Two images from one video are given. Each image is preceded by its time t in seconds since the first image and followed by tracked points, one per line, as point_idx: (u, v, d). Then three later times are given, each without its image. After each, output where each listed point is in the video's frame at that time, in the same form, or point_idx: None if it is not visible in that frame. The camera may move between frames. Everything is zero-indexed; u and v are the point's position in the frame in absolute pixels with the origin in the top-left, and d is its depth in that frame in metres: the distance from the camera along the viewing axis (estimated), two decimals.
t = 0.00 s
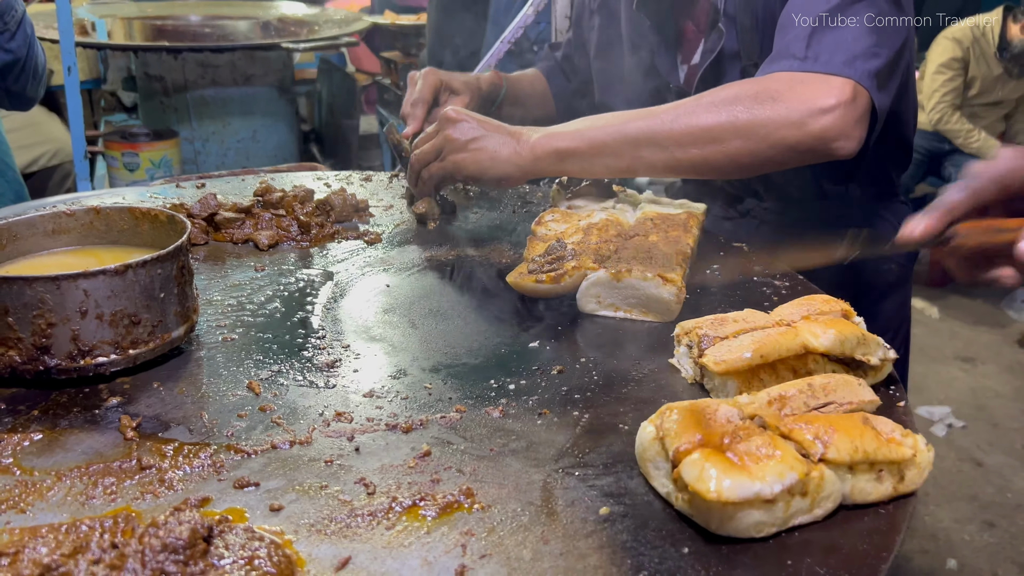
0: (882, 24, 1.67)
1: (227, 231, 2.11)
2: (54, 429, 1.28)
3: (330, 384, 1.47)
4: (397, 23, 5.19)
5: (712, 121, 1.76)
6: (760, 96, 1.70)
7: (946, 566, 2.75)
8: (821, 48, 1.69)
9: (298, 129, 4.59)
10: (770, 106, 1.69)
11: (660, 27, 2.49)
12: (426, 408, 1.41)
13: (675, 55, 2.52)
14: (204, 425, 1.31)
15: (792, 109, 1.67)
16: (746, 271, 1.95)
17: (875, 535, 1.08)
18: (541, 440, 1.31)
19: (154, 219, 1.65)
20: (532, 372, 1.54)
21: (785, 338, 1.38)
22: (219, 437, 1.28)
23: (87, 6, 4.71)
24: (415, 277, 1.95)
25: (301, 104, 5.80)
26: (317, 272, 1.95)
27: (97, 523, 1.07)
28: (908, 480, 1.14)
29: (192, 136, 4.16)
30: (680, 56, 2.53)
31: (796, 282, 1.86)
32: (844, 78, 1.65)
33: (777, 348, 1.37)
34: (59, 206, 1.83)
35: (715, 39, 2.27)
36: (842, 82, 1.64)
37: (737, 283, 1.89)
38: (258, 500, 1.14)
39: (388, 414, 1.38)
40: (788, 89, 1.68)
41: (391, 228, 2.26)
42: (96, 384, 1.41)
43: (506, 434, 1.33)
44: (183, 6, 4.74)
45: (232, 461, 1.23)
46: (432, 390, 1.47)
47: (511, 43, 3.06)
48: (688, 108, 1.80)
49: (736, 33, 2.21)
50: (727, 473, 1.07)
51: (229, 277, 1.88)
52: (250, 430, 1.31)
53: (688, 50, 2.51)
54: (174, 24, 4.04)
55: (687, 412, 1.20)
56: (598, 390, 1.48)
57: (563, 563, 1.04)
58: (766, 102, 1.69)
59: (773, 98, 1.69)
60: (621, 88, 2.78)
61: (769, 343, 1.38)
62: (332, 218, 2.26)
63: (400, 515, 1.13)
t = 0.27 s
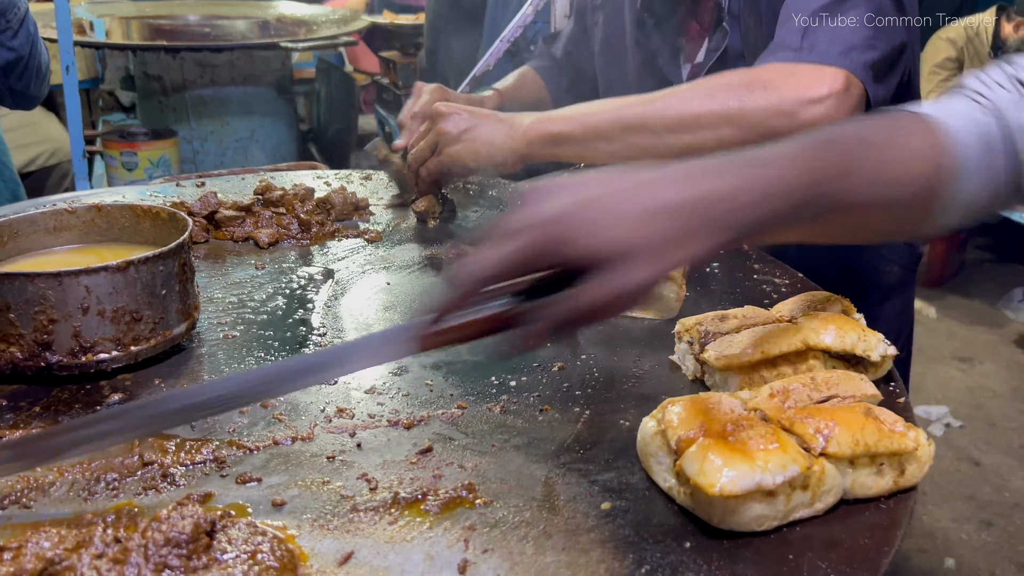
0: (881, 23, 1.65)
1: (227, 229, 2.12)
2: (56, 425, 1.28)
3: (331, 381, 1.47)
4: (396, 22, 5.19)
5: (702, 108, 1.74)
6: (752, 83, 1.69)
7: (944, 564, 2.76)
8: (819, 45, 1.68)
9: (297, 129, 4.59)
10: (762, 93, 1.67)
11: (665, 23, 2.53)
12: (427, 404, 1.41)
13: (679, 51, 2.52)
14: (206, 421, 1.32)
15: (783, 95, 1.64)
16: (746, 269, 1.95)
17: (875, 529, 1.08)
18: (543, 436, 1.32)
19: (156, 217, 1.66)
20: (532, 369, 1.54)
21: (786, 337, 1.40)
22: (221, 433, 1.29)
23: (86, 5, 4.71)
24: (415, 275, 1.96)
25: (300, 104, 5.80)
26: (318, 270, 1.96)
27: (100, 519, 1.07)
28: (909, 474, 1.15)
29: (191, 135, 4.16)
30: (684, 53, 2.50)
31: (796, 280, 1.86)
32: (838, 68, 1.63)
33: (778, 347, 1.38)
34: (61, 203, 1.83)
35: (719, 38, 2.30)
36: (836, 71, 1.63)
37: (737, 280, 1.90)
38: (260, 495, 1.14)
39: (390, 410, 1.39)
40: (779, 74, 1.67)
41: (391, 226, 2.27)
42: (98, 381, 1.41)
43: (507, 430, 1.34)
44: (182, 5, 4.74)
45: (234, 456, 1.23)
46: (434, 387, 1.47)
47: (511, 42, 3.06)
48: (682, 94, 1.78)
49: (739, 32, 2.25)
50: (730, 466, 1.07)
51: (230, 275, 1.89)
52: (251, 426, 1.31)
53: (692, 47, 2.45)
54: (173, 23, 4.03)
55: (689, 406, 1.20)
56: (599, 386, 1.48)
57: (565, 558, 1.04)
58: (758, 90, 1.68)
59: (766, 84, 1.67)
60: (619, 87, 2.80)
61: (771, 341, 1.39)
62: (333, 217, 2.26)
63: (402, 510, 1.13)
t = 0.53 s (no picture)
0: (881, 24, 1.63)
1: (227, 228, 2.12)
2: (58, 423, 1.28)
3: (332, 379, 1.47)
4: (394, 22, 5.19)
5: (712, 100, 1.75)
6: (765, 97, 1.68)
7: (942, 563, 2.76)
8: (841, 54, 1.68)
9: (295, 128, 4.59)
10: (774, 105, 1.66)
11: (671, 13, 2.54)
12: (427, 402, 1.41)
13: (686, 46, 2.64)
14: (207, 419, 1.32)
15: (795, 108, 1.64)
16: (745, 267, 1.96)
17: (875, 526, 1.09)
18: (544, 434, 1.32)
19: (156, 215, 1.66)
20: (533, 367, 1.55)
21: (788, 334, 1.40)
22: (222, 431, 1.29)
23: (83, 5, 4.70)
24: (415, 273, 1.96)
25: (298, 104, 5.79)
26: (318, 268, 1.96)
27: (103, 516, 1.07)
28: (909, 470, 1.15)
29: (189, 135, 4.16)
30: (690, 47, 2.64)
31: (795, 278, 1.87)
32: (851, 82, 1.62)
33: (779, 343, 1.38)
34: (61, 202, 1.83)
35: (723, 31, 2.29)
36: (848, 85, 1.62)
37: (736, 278, 1.90)
38: (262, 493, 1.15)
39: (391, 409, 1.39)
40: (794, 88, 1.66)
41: (391, 224, 2.27)
42: (99, 379, 1.41)
43: (508, 428, 1.34)
44: (180, 5, 4.73)
45: (235, 454, 1.23)
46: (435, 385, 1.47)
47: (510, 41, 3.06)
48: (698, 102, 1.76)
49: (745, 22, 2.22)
50: (730, 464, 1.08)
51: (230, 273, 1.89)
52: (253, 424, 1.31)
53: (699, 41, 2.64)
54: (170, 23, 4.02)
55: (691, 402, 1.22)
56: (599, 384, 1.49)
57: (566, 555, 1.05)
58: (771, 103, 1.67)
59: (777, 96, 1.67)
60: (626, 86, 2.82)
61: (772, 337, 1.40)
62: (333, 215, 2.26)
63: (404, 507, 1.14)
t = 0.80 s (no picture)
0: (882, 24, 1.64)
1: (225, 227, 2.12)
2: (57, 422, 1.28)
3: (332, 378, 1.47)
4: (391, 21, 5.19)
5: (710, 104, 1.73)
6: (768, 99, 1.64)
7: (940, 562, 2.77)
8: (833, 52, 1.64)
9: (292, 128, 4.58)
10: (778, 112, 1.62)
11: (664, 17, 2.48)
12: (427, 400, 1.41)
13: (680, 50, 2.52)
14: (207, 417, 1.32)
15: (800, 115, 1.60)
16: (744, 265, 1.96)
17: (875, 523, 1.09)
18: (544, 432, 1.32)
19: (155, 214, 1.65)
20: (532, 366, 1.54)
21: (788, 331, 1.40)
22: (222, 429, 1.28)
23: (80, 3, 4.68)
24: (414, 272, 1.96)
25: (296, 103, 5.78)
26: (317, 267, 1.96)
27: (103, 514, 1.07)
28: (909, 468, 1.16)
29: (186, 134, 4.15)
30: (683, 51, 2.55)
31: (794, 276, 1.87)
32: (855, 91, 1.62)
33: (779, 341, 1.38)
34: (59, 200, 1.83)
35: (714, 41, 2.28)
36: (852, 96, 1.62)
37: (735, 277, 1.90)
38: (262, 491, 1.14)
39: (391, 407, 1.39)
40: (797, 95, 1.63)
41: (389, 223, 2.27)
42: (98, 377, 1.41)
43: (508, 426, 1.34)
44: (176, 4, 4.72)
45: (235, 453, 1.23)
46: (434, 383, 1.47)
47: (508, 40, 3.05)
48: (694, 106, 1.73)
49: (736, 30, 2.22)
50: (731, 460, 1.08)
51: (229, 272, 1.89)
52: (252, 422, 1.31)
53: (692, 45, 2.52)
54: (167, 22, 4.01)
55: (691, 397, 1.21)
56: (599, 383, 1.48)
57: (567, 552, 1.05)
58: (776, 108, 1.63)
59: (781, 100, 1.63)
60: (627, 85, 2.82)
61: (772, 335, 1.39)
62: (331, 214, 2.26)
63: (405, 505, 1.13)
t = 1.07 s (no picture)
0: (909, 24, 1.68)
1: (223, 226, 2.12)
2: (54, 422, 1.28)
3: (329, 377, 1.47)
4: (388, 20, 5.18)
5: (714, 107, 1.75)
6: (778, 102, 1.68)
7: (936, 560, 2.77)
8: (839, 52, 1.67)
9: (290, 127, 4.58)
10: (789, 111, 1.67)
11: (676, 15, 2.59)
12: (425, 399, 1.41)
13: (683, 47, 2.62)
14: (204, 417, 1.31)
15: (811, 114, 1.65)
16: (741, 264, 1.96)
17: (872, 521, 1.09)
18: (541, 431, 1.32)
19: (152, 213, 1.65)
20: (529, 365, 1.55)
21: (785, 329, 1.40)
22: (219, 429, 1.28)
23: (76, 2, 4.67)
24: (411, 271, 1.96)
25: (293, 102, 5.77)
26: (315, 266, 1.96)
27: (100, 514, 1.07)
28: (905, 466, 1.16)
29: (183, 133, 4.14)
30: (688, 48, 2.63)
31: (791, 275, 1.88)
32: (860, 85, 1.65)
33: (776, 339, 1.38)
34: (55, 200, 1.83)
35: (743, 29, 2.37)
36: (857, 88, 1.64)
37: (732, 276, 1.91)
38: (260, 491, 1.14)
39: (388, 406, 1.39)
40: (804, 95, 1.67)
41: (387, 222, 2.27)
42: (95, 377, 1.40)
43: (505, 425, 1.34)
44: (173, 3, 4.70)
45: (233, 452, 1.23)
46: (432, 382, 1.47)
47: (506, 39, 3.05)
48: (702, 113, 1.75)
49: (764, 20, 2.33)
50: (728, 458, 1.08)
51: (226, 272, 1.88)
52: (250, 422, 1.31)
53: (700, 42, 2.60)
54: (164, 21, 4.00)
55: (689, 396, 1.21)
56: (596, 382, 1.49)
57: (565, 551, 1.05)
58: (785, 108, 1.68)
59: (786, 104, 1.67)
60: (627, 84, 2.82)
61: (769, 333, 1.39)
62: (328, 214, 2.26)
63: (402, 505, 1.13)
